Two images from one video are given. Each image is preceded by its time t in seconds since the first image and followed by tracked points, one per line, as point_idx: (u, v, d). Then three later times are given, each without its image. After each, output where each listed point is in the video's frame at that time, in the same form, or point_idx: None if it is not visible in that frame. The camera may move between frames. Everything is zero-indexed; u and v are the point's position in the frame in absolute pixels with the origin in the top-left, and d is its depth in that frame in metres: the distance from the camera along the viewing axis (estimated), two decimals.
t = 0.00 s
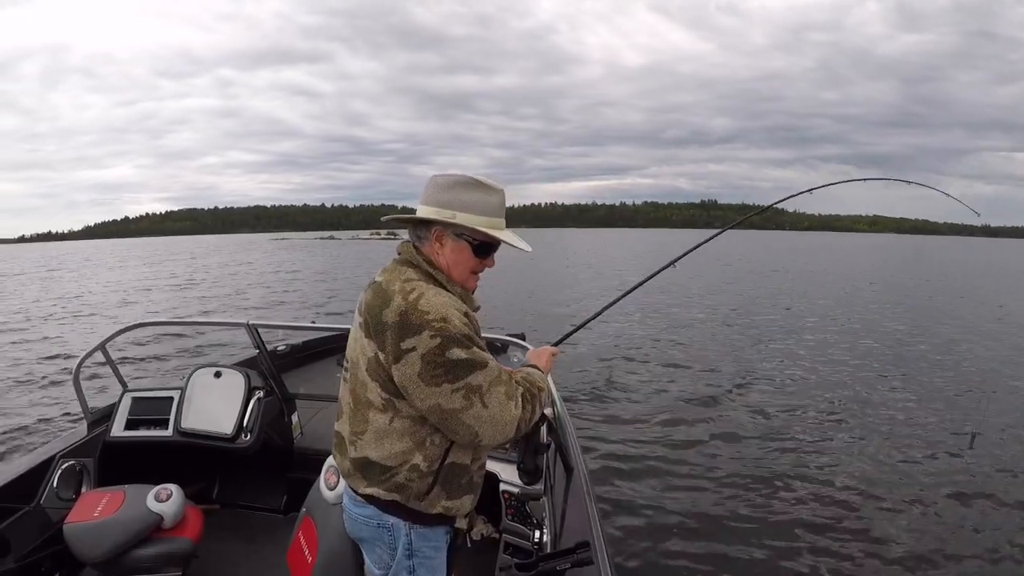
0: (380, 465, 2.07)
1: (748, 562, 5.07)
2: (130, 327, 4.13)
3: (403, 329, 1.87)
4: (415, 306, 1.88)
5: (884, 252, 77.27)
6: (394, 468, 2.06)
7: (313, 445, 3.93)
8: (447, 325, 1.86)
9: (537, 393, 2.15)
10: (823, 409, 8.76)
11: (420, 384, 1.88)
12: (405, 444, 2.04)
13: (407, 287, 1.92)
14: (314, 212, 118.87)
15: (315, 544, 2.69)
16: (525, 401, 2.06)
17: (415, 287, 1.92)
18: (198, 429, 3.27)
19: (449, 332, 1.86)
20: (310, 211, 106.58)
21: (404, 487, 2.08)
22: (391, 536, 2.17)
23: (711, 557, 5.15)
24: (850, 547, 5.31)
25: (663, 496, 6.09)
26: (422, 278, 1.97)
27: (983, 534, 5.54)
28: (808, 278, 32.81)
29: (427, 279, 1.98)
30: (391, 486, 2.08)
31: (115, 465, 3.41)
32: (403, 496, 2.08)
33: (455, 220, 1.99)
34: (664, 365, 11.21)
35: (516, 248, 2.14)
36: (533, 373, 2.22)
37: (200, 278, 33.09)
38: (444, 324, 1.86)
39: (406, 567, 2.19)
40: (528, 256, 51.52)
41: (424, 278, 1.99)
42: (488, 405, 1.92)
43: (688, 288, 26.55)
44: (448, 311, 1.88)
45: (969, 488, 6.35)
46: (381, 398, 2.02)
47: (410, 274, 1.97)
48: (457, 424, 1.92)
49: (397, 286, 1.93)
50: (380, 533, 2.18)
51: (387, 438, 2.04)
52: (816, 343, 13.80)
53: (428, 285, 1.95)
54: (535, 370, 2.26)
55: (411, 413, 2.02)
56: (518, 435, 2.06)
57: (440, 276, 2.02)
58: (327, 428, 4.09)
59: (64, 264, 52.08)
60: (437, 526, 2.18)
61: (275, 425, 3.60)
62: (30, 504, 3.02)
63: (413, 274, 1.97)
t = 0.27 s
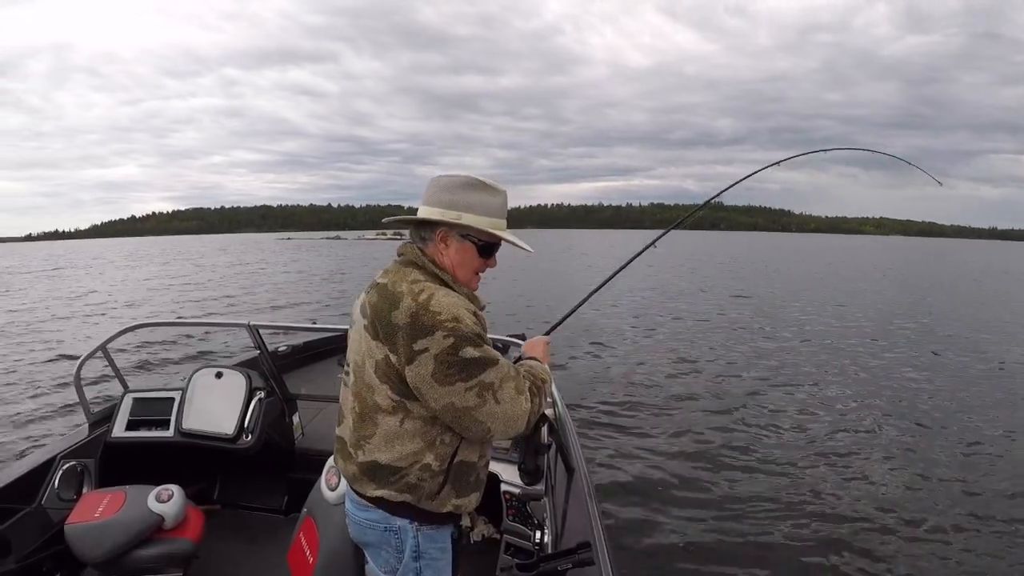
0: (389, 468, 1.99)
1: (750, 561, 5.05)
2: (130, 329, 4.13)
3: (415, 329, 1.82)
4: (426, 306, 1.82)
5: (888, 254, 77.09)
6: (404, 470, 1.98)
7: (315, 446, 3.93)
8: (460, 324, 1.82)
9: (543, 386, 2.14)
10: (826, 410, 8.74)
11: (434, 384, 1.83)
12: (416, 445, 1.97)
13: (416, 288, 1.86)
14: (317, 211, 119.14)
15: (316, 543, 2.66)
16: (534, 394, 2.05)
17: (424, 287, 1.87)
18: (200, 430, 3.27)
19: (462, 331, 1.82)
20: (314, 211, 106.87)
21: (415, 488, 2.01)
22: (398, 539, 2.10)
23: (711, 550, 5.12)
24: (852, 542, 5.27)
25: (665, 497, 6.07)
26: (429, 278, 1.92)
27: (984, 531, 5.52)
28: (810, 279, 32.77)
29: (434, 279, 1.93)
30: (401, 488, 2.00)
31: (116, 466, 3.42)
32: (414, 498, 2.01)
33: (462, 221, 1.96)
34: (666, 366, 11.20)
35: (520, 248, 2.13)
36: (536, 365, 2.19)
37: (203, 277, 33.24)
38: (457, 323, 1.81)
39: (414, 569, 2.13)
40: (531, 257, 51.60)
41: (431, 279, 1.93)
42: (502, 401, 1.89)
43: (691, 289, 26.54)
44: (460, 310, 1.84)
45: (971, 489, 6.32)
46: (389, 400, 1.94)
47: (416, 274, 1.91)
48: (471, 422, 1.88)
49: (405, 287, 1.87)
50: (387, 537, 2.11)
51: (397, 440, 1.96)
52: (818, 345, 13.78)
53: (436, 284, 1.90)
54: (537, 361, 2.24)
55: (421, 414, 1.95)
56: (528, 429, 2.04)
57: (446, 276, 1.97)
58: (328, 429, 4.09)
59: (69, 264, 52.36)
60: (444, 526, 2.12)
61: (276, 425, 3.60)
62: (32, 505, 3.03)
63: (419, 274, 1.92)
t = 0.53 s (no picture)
0: (391, 470, 1.97)
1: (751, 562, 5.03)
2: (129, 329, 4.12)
3: (415, 330, 1.81)
4: (425, 306, 1.82)
5: (893, 254, 76.74)
6: (406, 471, 1.97)
7: (315, 447, 3.93)
8: (460, 324, 1.82)
9: (542, 382, 2.13)
10: (830, 410, 8.69)
11: (435, 384, 1.82)
12: (417, 446, 1.96)
13: (415, 288, 1.85)
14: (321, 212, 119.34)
15: (316, 544, 2.66)
16: (533, 391, 2.04)
17: (423, 288, 1.86)
18: (200, 430, 3.27)
19: (463, 330, 1.81)
20: (317, 212, 107.12)
21: (418, 489, 1.99)
22: (400, 541, 2.08)
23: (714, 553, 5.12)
24: (855, 545, 5.26)
25: (666, 496, 6.06)
26: (427, 278, 1.91)
27: (989, 531, 5.48)
28: (816, 279, 32.65)
29: (433, 279, 1.92)
30: (403, 489, 1.99)
31: (117, 466, 3.42)
32: (416, 499, 2.00)
33: (461, 221, 1.94)
34: (670, 366, 11.17)
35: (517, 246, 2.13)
36: (533, 362, 2.17)
37: (208, 278, 33.37)
38: (457, 322, 1.81)
39: (416, 570, 2.11)
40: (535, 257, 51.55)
41: (429, 279, 1.92)
42: (502, 399, 1.88)
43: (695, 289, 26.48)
44: (459, 309, 1.84)
45: (976, 488, 6.29)
46: (390, 402, 1.93)
47: (414, 274, 1.90)
48: (472, 421, 1.87)
49: (403, 288, 1.86)
50: (388, 539, 2.09)
51: (399, 441, 1.95)
52: (823, 345, 13.73)
53: (435, 285, 1.89)
54: (535, 359, 2.23)
55: (422, 414, 1.94)
56: (528, 426, 2.04)
57: (444, 276, 1.96)
58: (329, 429, 4.09)
59: (75, 265, 52.61)
60: (446, 526, 2.11)
61: (277, 426, 3.60)
62: (32, 505, 3.03)
63: (417, 274, 1.90)
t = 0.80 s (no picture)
0: (391, 471, 1.96)
1: (753, 561, 5.00)
2: (130, 329, 4.12)
3: (413, 331, 1.80)
4: (423, 307, 1.80)
5: (896, 252, 76.56)
6: (405, 472, 1.96)
7: (316, 446, 3.93)
8: (458, 325, 1.80)
9: (540, 382, 2.12)
10: (833, 408, 8.65)
11: (433, 385, 1.81)
12: (416, 447, 1.95)
13: (412, 289, 1.84)
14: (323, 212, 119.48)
15: (316, 544, 2.66)
16: (531, 391, 2.03)
17: (421, 290, 1.84)
18: (200, 429, 3.27)
19: (461, 331, 1.80)
20: (319, 212, 107.24)
21: (417, 489, 1.99)
22: (400, 541, 2.07)
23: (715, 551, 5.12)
24: (856, 543, 5.25)
25: (668, 495, 6.04)
26: (425, 279, 1.89)
27: (992, 529, 5.45)
28: (819, 277, 32.57)
29: (431, 280, 1.90)
30: (403, 490, 1.98)
31: (117, 466, 3.43)
32: (416, 499, 1.99)
33: (462, 224, 1.92)
34: (672, 365, 11.15)
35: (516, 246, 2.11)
36: (530, 362, 2.15)
37: (210, 279, 33.45)
38: (455, 323, 1.79)
39: (416, 571, 2.11)
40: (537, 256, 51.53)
41: (427, 280, 1.90)
42: (501, 400, 1.87)
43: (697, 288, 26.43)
44: (458, 310, 1.82)
45: (979, 487, 6.25)
46: (389, 403, 1.92)
47: (412, 275, 1.88)
48: (471, 422, 1.86)
49: (401, 289, 1.84)
50: (388, 540, 2.08)
51: (398, 443, 1.94)
52: (826, 343, 13.68)
53: (433, 286, 1.88)
54: (531, 359, 2.21)
55: (421, 415, 1.93)
56: (527, 426, 2.03)
57: (442, 277, 1.94)
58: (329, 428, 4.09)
59: (78, 266, 52.79)
60: (445, 526, 2.11)
61: (277, 425, 3.59)
62: (33, 505, 3.04)
63: (414, 275, 1.88)
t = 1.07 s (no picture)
0: (392, 472, 1.95)
1: (753, 561, 5.00)
2: (130, 329, 4.12)
3: (416, 333, 1.77)
4: (426, 308, 1.77)
5: (897, 251, 76.51)
6: (407, 473, 1.95)
7: (316, 446, 3.93)
8: (462, 326, 1.78)
9: (539, 382, 2.11)
10: (834, 408, 8.64)
11: (436, 387, 1.79)
12: (418, 448, 1.93)
13: (415, 289, 1.80)
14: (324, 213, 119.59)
15: (317, 544, 2.65)
16: (532, 391, 2.02)
17: (424, 291, 1.81)
18: (201, 429, 3.27)
19: (465, 332, 1.77)
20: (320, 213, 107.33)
21: (419, 490, 1.97)
22: (401, 542, 2.06)
23: (715, 551, 5.12)
24: (856, 543, 5.26)
25: (668, 494, 6.04)
26: (427, 280, 1.86)
27: (994, 529, 5.44)
28: (821, 277, 32.52)
29: (433, 281, 1.87)
30: (405, 490, 1.96)
31: (117, 465, 3.43)
32: (418, 500, 1.98)
33: (466, 225, 1.91)
34: (673, 365, 11.14)
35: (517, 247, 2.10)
36: (529, 362, 2.14)
37: (212, 279, 33.52)
38: (459, 324, 1.77)
39: (418, 571, 2.09)
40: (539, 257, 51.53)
41: (429, 281, 1.87)
42: (504, 401, 1.85)
43: (699, 288, 26.40)
44: (461, 311, 1.80)
45: (981, 487, 6.24)
46: (391, 404, 1.89)
47: (414, 275, 1.85)
48: (473, 423, 1.84)
49: (404, 290, 1.81)
50: (390, 541, 2.06)
51: (400, 443, 1.92)
52: (827, 343, 13.66)
53: (435, 286, 1.85)
54: (530, 359, 2.20)
55: (423, 416, 1.91)
56: (527, 426, 2.02)
57: (444, 277, 1.91)
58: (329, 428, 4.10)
59: (80, 266, 52.92)
60: (447, 525, 2.10)
61: (278, 425, 3.60)
62: (33, 505, 3.03)
63: (416, 276, 1.85)
